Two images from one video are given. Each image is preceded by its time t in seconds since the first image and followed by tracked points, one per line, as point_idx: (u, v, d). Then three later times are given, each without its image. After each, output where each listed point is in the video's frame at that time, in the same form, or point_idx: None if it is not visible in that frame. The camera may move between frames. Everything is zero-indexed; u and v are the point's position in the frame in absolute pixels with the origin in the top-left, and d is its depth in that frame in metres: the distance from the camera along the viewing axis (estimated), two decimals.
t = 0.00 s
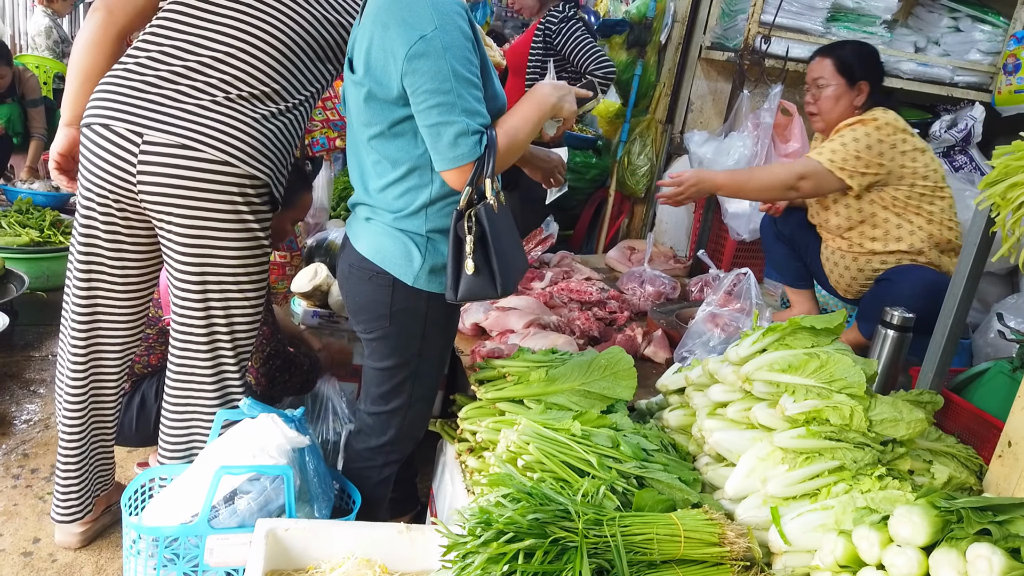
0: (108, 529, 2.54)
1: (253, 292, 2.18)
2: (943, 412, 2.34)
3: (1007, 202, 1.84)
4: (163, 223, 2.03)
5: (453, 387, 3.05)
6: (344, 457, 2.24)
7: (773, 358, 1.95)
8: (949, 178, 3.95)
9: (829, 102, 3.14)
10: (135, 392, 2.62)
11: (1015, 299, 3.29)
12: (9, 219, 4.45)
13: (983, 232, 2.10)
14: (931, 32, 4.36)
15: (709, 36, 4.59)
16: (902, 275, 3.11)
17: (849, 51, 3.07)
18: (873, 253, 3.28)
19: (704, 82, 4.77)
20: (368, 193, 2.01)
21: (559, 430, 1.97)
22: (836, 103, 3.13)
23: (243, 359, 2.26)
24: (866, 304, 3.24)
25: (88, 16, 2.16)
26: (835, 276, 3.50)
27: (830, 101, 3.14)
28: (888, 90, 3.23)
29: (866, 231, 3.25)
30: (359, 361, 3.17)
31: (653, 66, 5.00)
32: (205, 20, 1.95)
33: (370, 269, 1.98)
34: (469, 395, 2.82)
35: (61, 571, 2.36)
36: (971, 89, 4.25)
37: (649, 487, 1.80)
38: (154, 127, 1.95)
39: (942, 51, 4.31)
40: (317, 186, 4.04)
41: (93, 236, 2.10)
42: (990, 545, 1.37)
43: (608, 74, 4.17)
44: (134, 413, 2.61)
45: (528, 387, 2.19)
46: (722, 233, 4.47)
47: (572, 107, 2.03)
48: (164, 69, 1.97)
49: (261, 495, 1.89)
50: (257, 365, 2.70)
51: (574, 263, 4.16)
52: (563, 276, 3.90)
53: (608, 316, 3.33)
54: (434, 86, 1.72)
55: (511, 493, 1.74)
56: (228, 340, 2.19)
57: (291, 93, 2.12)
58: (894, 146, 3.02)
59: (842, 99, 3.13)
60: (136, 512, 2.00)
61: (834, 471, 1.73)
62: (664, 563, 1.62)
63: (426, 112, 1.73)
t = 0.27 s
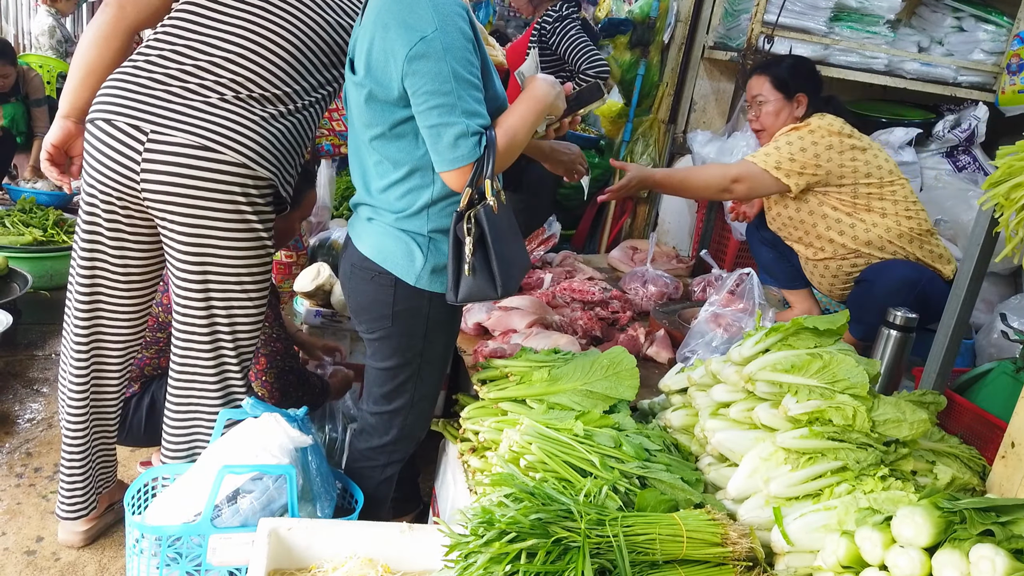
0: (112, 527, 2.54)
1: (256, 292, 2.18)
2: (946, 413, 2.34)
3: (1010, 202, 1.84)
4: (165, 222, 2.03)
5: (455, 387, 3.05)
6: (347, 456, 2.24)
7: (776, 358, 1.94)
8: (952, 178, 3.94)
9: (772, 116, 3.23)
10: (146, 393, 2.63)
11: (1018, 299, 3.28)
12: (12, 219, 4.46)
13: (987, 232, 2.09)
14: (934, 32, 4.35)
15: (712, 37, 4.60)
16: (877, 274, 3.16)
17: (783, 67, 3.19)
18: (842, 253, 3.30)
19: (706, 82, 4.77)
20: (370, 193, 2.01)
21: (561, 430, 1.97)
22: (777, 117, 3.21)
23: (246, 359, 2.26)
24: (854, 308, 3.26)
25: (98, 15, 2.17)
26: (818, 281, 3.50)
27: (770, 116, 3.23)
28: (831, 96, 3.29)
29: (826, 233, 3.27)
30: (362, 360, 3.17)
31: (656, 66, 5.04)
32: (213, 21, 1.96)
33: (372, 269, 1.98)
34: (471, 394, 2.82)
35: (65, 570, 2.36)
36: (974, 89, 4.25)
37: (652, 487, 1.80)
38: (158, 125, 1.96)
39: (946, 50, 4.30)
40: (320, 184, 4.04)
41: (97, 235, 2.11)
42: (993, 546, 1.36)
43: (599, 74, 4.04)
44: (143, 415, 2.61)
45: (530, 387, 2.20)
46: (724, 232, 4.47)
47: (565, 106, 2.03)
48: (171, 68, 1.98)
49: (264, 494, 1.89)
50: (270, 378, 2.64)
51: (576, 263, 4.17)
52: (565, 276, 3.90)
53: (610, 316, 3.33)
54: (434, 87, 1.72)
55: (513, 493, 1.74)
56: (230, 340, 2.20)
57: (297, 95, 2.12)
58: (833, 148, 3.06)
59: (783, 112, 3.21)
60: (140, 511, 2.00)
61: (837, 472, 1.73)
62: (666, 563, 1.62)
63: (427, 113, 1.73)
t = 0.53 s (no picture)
0: (115, 526, 2.54)
1: (259, 293, 2.18)
2: (949, 413, 2.33)
3: (1014, 203, 1.84)
4: (171, 222, 2.03)
5: (457, 387, 3.04)
6: (349, 456, 2.24)
7: (778, 359, 1.94)
8: (955, 178, 3.94)
9: (739, 130, 3.39)
10: (145, 394, 2.63)
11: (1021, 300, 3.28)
12: (16, 218, 4.47)
13: (990, 232, 2.09)
14: (937, 32, 4.34)
15: (715, 37, 4.60)
16: (867, 274, 3.16)
17: (748, 81, 3.31)
18: (829, 254, 3.29)
19: (709, 82, 4.85)
20: (371, 194, 2.01)
21: (563, 430, 1.98)
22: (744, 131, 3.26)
23: (249, 359, 2.26)
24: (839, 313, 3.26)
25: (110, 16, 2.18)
26: (812, 282, 3.48)
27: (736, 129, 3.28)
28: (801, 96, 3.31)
29: (810, 234, 3.28)
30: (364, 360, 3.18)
31: (659, 66, 5.02)
32: (221, 22, 1.97)
33: (373, 269, 1.98)
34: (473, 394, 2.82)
35: (67, 569, 2.37)
36: (977, 89, 4.24)
37: (654, 487, 1.79)
38: (164, 125, 1.96)
39: (949, 51, 4.30)
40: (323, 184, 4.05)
41: (102, 234, 2.12)
42: (995, 547, 1.36)
43: (586, 79, 4.03)
44: (144, 414, 2.62)
45: (532, 387, 2.20)
46: (727, 232, 4.47)
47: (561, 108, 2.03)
48: (178, 68, 1.98)
49: (266, 494, 1.89)
50: (276, 372, 2.67)
51: (578, 263, 4.16)
52: (567, 276, 3.90)
53: (612, 316, 3.33)
54: (433, 87, 1.72)
55: (515, 493, 1.74)
56: (234, 342, 2.20)
57: (304, 96, 2.12)
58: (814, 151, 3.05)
59: (748, 126, 3.36)
60: (142, 510, 2.00)
61: (839, 473, 1.72)
62: (668, 563, 1.62)
63: (426, 113, 1.73)
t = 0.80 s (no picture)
0: (118, 525, 2.55)
1: (266, 293, 2.18)
2: (952, 414, 2.33)
3: (1018, 203, 1.83)
4: (179, 222, 2.03)
5: (460, 386, 3.04)
6: (352, 455, 2.24)
7: (781, 359, 1.94)
8: (958, 178, 3.93)
9: (734, 134, 3.28)
10: (145, 392, 2.63)
11: None
12: (19, 216, 4.47)
13: (994, 233, 2.09)
14: (941, 31, 4.33)
15: (718, 36, 4.64)
16: (863, 273, 3.16)
17: (745, 84, 3.13)
18: (830, 254, 3.31)
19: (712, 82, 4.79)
20: (371, 193, 2.01)
21: (565, 430, 1.97)
22: (737, 135, 3.28)
23: (254, 358, 2.26)
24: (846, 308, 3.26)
25: (117, 16, 2.18)
26: (812, 282, 3.51)
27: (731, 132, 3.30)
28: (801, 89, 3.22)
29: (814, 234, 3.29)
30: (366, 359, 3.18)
31: (662, 66, 5.01)
32: (229, 23, 1.97)
33: (374, 268, 1.98)
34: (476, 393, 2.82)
35: (69, 568, 2.37)
36: (981, 89, 4.24)
37: (656, 487, 1.79)
38: (172, 125, 1.96)
39: (953, 50, 4.29)
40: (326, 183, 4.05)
41: (108, 234, 2.12)
42: (999, 548, 1.36)
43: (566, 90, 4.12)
44: (144, 414, 2.63)
45: (535, 387, 2.20)
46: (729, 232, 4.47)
47: (555, 115, 2.06)
48: (185, 68, 1.98)
49: (268, 493, 1.89)
50: (266, 364, 2.68)
51: (580, 263, 4.16)
52: (570, 275, 3.89)
53: (614, 316, 3.32)
54: (433, 86, 1.72)
55: (518, 492, 1.74)
56: (240, 342, 2.20)
57: (311, 97, 2.12)
58: (818, 152, 3.02)
59: (743, 130, 3.24)
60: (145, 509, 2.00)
61: (842, 473, 1.72)
62: (671, 563, 1.62)
63: (426, 113, 1.73)
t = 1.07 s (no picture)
0: (119, 523, 2.55)
1: (269, 291, 2.18)
2: (954, 413, 2.33)
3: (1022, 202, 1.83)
4: (183, 221, 2.04)
5: (461, 385, 3.04)
6: (353, 454, 2.24)
7: (784, 358, 1.94)
8: (961, 177, 3.92)
9: (734, 129, 3.27)
10: (146, 391, 2.64)
11: None
12: (21, 215, 4.48)
13: (997, 231, 2.10)
14: (944, 30, 4.32)
15: (721, 35, 4.71)
16: (867, 268, 3.16)
17: (746, 79, 3.12)
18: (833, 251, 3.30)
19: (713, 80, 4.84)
20: (372, 191, 2.00)
21: (567, 429, 1.97)
22: (738, 129, 3.26)
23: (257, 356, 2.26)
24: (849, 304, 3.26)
25: (118, 15, 2.18)
26: (813, 280, 3.52)
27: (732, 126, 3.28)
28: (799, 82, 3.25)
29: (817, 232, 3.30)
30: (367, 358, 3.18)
31: (663, 65, 4.98)
32: (232, 22, 1.96)
33: (375, 267, 1.98)
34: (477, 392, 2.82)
35: (71, 566, 2.37)
36: (984, 88, 4.23)
37: (658, 487, 1.79)
38: (176, 125, 1.96)
39: (955, 49, 4.28)
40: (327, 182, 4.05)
41: (112, 233, 2.12)
42: (1001, 548, 1.35)
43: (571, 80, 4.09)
44: (145, 412, 2.63)
45: (536, 386, 2.20)
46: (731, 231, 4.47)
47: (567, 105, 2.03)
48: (188, 68, 1.98)
49: (269, 491, 1.89)
50: (265, 366, 2.77)
51: (582, 262, 4.15)
52: (572, 274, 3.89)
53: (616, 315, 3.32)
54: (435, 84, 1.72)
55: (519, 491, 1.74)
56: (243, 341, 2.20)
57: (314, 96, 2.12)
58: (826, 149, 2.99)
59: (741, 125, 3.22)
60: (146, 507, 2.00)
61: (844, 472, 1.72)
62: (672, 562, 1.61)
63: (428, 111, 1.72)
